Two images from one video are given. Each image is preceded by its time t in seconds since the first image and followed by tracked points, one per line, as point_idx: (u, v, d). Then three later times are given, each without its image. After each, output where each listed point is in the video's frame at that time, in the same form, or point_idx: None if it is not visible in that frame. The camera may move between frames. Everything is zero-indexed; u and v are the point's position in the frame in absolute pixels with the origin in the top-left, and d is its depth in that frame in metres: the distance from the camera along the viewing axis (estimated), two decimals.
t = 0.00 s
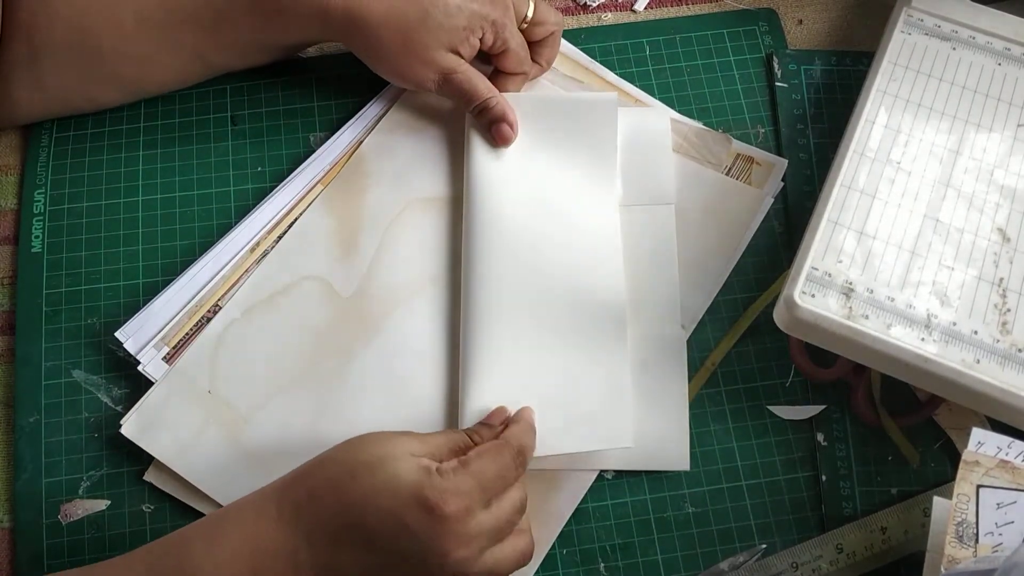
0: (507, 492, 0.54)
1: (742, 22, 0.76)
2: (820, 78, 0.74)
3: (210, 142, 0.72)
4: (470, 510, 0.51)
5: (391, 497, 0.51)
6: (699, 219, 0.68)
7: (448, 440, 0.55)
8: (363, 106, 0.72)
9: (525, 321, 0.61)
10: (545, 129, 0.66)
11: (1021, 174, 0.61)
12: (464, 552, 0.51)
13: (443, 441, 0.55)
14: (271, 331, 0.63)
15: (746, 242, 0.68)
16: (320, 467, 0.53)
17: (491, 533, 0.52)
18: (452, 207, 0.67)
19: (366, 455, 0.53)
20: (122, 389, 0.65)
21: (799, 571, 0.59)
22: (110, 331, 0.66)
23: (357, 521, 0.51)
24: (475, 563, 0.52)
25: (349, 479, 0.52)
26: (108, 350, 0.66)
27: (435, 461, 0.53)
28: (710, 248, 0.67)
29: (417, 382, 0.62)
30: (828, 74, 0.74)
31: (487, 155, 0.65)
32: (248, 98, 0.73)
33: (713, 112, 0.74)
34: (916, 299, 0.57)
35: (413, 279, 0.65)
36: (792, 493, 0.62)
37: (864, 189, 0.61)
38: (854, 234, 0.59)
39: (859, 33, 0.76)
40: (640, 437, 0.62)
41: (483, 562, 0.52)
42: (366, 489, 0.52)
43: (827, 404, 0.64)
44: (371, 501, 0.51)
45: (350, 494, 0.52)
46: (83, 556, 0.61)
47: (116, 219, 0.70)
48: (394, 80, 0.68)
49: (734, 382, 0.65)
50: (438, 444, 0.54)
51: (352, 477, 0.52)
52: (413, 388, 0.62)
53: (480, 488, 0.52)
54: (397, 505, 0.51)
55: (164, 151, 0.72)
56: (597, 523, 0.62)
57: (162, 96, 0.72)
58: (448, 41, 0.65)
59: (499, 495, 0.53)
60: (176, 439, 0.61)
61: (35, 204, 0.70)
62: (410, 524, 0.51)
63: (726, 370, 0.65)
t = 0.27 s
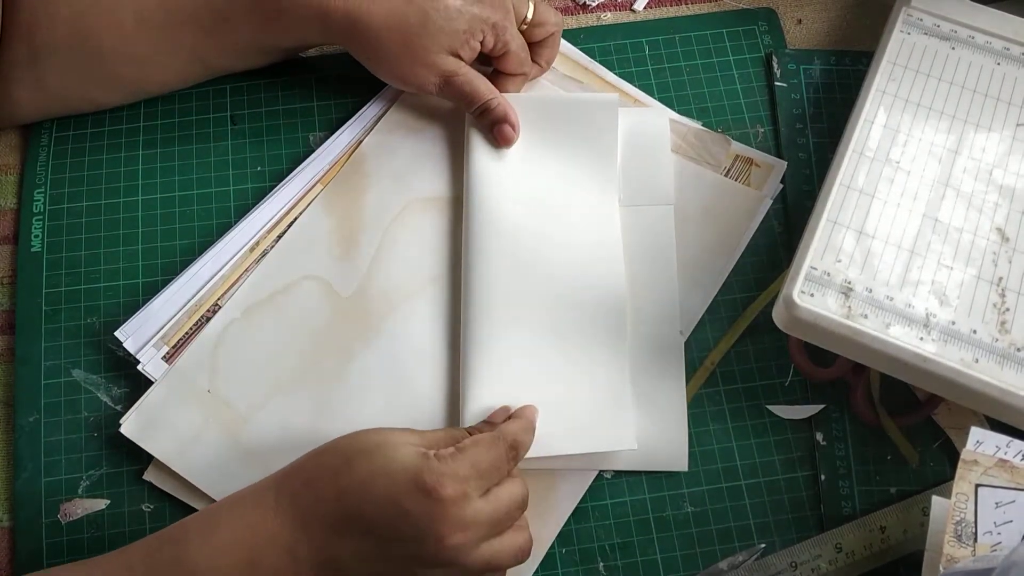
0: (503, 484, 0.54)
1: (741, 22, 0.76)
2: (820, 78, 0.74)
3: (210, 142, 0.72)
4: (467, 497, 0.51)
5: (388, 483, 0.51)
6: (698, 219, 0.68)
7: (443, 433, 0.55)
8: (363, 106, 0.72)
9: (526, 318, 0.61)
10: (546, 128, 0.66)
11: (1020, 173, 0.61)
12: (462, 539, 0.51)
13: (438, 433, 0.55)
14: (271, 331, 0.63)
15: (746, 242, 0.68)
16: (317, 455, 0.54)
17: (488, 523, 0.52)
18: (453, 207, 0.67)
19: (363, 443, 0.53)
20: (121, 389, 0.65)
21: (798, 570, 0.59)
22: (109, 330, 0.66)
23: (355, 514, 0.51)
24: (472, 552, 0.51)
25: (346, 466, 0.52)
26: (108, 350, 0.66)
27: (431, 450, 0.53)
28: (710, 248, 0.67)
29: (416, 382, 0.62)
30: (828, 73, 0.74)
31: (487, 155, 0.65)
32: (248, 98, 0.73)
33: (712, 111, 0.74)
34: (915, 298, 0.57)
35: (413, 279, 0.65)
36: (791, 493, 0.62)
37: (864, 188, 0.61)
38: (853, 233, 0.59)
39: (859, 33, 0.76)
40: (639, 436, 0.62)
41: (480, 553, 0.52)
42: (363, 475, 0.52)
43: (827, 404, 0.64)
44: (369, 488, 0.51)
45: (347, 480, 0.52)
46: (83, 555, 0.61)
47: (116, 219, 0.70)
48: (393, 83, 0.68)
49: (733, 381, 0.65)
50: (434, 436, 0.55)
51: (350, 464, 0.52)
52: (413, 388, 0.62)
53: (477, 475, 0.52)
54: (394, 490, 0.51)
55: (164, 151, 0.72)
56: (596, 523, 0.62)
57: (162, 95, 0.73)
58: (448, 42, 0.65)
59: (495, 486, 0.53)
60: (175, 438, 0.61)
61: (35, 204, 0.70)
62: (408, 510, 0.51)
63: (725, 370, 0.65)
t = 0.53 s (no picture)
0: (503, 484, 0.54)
1: (741, 22, 0.76)
2: (820, 78, 0.74)
3: (210, 142, 0.72)
4: (468, 496, 0.51)
5: (391, 482, 0.51)
6: (699, 219, 0.68)
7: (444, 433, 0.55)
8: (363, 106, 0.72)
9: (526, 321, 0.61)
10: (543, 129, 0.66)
11: (1020, 173, 0.61)
12: (464, 539, 0.51)
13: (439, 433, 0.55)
14: (270, 331, 0.63)
15: (746, 242, 0.68)
16: (319, 455, 0.54)
17: (490, 522, 0.52)
18: (452, 207, 0.67)
19: (365, 442, 0.53)
20: (121, 389, 0.65)
21: (798, 570, 0.59)
22: (109, 330, 0.66)
23: (355, 514, 0.51)
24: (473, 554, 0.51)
25: (347, 466, 0.52)
26: (108, 350, 0.66)
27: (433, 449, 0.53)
28: (710, 249, 0.67)
29: (416, 382, 0.62)
30: (828, 73, 0.74)
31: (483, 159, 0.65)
32: (248, 98, 0.73)
33: (712, 112, 0.74)
34: (916, 298, 0.57)
35: (413, 279, 0.65)
36: (791, 493, 0.62)
37: (864, 188, 0.61)
38: (853, 233, 0.59)
39: (859, 33, 0.76)
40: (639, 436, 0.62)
41: (482, 553, 0.52)
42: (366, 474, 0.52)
43: (827, 404, 0.64)
44: (371, 488, 0.51)
45: (349, 480, 0.52)
46: (83, 556, 0.61)
47: (116, 219, 0.70)
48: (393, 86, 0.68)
49: (733, 381, 0.65)
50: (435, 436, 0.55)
51: (351, 463, 0.52)
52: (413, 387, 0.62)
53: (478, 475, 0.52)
54: (395, 491, 0.51)
55: (164, 150, 0.72)
56: (596, 523, 0.62)
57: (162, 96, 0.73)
58: (449, 46, 0.65)
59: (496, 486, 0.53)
60: (175, 438, 0.61)
61: (35, 204, 0.70)
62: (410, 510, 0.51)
63: (725, 370, 0.65)
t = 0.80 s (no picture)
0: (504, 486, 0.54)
1: (741, 22, 0.76)
2: (820, 78, 0.74)
3: (210, 142, 0.72)
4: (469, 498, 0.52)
5: (393, 483, 0.51)
6: (698, 219, 0.68)
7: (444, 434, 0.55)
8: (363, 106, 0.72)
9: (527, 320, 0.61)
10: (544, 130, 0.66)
11: (1020, 173, 0.61)
12: (466, 541, 0.51)
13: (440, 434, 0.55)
14: (270, 331, 0.63)
15: (746, 242, 0.68)
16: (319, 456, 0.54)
17: (491, 524, 0.52)
18: (453, 208, 0.67)
19: (366, 445, 0.53)
20: (121, 389, 0.65)
21: (799, 571, 0.59)
22: (109, 330, 0.66)
23: (355, 514, 0.51)
24: (475, 556, 0.51)
25: (348, 469, 0.52)
26: (108, 350, 0.66)
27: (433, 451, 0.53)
28: (710, 249, 0.67)
29: (416, 382, 0.62)
30: (828, 73, 0.74)
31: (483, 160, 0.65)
32: (247, 99, 0.73)
33: (713, 112, 0.74)
34: (916, 299, 0.57)
35: (413, 279, 0.65)
36: (791, 493, 0.62)
37: (864, 188, 0.61)
38: (853, 233, 0.59)
39: (859, 33, 0.76)
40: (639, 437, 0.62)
41: (484, 554, 0.52)
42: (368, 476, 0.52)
43: (827, 404, 0.64)
44: (374, 489, 0.51)
45: (350, 482, 0.52)
46: (83, 556, 0.61)
47: (116, 219, 0.70)
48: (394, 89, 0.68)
49: (733, 381, 0.65)
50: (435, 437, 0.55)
51: (352, 465, 0.52)
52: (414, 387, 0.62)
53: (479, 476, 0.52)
54: (396, 492, 0.51)
55: (164, 151, 0.72)
56: (596, 523, 0.62)
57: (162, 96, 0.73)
58: (451, 48, 0.65)
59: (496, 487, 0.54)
60: (175, 438, 0.61)
61: (35, 204, 0.70)
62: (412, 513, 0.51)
63: (725, 370, 0.65)
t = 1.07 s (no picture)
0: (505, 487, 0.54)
1: (741, 22, 0.76)
2: (820, 78, 0.74)
3: (210, 143, 0.72)
4: (468, 499, 0.52)
5: (392, 483, 0.51)
6: (699, 218, 0.68)
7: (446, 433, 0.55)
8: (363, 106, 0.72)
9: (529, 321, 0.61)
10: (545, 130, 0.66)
11: (1021, 174, 0.61)
12: (464, 541, 0.51)
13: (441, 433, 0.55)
14: (271, 331, 0.63)
15: (746, 243, 0.68)
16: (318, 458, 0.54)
17: (490, 524, 0.52)
18: (454, 208, 0.67)
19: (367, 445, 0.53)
20: (122, 389, 0.65)
21: (799, 571, 0.59)
22: (110, 330, 0.66)
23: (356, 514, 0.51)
24: (474, 556, 0.52)
25: (346, 469, 0.52)
26: (108, 350, 0.66)
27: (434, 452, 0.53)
28: (709, 249, 0.67)
29: (417, 382, 0.62)
30: (828, 73, 0.74)
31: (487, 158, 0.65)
32: (247, 100, 0.73)
33: (713, 112, 0.74)
34: (916, 299, 0.57)
35: (414, 279, 0.65)
36: (791, 493, 0.62)
37: (864, 189, 0.61)
38: (853, 234, 0.59)
39: (859, 33, 0.76)
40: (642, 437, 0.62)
41: (482, 554, 0.52)
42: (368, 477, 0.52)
43: (827, 405, 0.64)
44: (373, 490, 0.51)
45: (349, 482, 0.52)
46: (84, 556, 0.61)
47: (116, 219, 0.70)
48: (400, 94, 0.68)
49: (733, 381, 0.65)
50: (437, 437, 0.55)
51: (351, 466, 0.52)
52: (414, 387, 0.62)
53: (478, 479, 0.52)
54: (394, 492, 0.51)
55: (165, 151, 0.72)
56: (596, 523, 0.62)
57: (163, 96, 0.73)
58: (453, 57, 0.65)
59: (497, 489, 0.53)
60: (176, 439, 0.61)
61: (36, 204, 0.70)
62: (411, 511, 0.51)
63: (725, 371, 0.65)
